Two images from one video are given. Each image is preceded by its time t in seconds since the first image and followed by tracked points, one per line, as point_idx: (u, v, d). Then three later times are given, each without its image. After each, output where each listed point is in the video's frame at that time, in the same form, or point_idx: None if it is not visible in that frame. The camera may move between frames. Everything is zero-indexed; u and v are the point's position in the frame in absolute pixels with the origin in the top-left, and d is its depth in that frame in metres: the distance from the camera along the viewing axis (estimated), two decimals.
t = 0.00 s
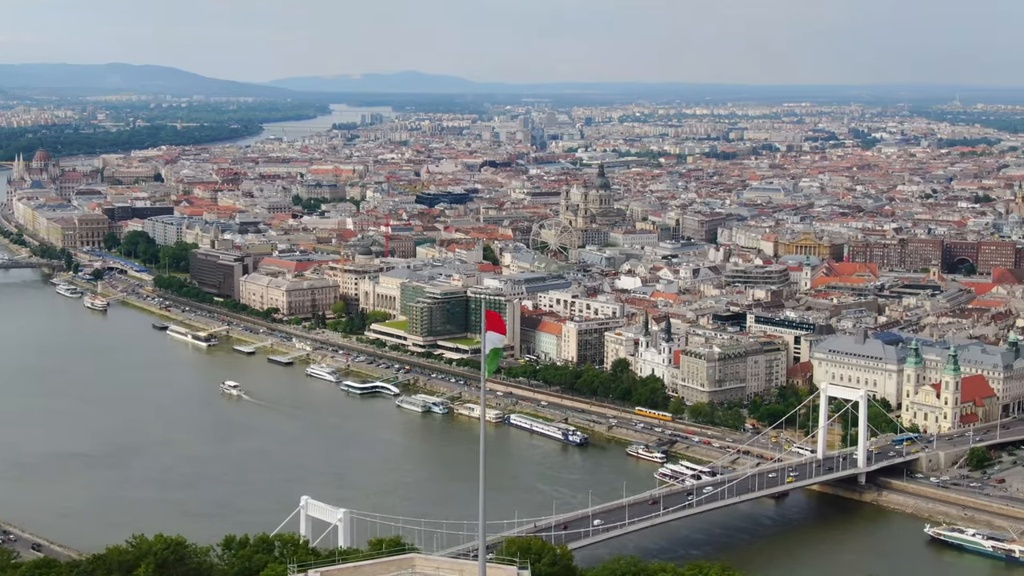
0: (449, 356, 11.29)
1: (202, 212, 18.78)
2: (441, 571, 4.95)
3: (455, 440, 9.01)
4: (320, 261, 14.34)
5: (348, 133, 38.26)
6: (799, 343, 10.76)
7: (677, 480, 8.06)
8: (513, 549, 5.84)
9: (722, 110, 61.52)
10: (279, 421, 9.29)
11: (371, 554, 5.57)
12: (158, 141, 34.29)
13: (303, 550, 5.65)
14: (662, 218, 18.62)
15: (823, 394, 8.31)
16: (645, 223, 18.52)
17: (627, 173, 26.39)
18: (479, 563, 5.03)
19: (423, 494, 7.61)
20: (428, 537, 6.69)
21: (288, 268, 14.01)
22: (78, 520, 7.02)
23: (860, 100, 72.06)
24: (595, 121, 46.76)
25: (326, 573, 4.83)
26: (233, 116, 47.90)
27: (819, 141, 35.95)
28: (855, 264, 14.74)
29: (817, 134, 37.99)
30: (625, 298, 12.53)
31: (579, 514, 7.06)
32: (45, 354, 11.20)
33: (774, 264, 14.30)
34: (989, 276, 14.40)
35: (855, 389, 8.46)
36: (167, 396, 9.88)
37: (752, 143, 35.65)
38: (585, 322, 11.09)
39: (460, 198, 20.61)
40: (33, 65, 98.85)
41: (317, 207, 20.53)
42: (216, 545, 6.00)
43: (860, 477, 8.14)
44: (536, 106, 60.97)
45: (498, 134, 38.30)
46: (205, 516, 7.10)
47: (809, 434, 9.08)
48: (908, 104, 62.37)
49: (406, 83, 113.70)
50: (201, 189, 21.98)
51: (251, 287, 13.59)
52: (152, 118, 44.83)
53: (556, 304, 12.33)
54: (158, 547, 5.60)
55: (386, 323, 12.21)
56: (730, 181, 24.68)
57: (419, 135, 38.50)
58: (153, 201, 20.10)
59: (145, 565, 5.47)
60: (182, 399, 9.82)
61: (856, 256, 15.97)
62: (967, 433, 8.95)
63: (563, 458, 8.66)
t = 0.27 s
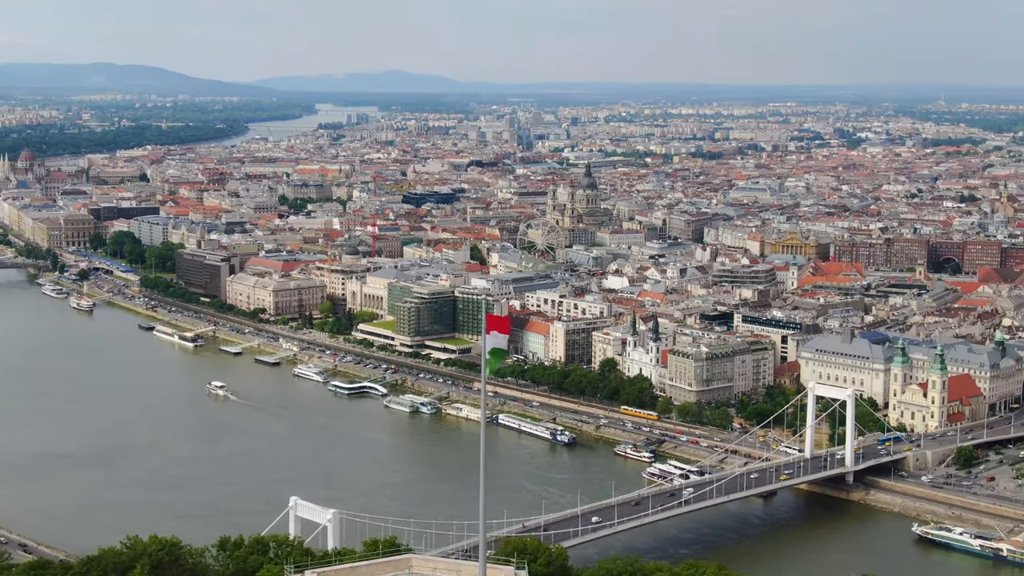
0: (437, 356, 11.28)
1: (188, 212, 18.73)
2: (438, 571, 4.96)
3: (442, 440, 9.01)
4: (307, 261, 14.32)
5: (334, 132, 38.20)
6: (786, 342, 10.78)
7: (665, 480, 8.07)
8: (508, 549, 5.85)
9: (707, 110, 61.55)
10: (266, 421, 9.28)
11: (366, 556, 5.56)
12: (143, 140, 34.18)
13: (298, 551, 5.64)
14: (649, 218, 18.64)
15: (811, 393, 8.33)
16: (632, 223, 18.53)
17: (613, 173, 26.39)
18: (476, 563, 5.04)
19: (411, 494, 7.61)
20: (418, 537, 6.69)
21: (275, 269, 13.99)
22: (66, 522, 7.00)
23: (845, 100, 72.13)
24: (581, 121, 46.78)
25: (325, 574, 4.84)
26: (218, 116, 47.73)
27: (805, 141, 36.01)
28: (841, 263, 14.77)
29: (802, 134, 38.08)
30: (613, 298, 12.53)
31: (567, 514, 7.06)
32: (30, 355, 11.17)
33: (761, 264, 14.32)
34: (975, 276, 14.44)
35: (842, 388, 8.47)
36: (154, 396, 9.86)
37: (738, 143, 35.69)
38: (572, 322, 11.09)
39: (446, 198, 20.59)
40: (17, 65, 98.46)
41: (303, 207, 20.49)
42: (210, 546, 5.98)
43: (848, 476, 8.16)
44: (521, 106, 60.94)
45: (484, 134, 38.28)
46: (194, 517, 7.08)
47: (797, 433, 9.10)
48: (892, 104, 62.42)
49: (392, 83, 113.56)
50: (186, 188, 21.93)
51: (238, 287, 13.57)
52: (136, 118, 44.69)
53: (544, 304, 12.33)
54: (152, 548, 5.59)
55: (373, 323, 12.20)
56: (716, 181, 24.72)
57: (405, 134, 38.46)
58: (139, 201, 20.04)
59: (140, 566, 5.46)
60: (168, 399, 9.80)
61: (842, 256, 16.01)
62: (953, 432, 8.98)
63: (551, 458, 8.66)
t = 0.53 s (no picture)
0: (424, 356, 11.28)
1: (174, 212, 18.68)
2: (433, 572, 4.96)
3: (429, 439, 9.02)
4: (294, 261, 14.30)
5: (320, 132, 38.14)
6: (773, 341, 10.81)
7: (654, 480, 8.08)
8: (503, 548, 5.85)
9: (692, 110, 61.59)
10: (252, 421, 9.27)
11: (363, 556, 5.59)
12: (128, 141, 34.08)
13: (295, 551, 5.65)
14: (636, 218, 18.65)
15: (798, 392, 8.34)
16: (618, 222, 18.54)
17: (599, 173, 26.39)
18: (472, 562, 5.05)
19: (399, 494, 7.62)
20: (407, 537, 6.69)
21: (261, 269, 13.97)
22: (54, 523, 6.98)
23: (830, 100, 72.15)
24: (567, 121, 46.80)
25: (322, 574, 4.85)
26: (202, 116, 47.57)
27: (790, 140, 36.08)
28: (828, 263, 14.79)
29: (787, 134, 38.17)
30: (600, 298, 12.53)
31: (556, 514, 7.06)
32: (15, 355, 11.14)
33: (748, 264, 14.34)
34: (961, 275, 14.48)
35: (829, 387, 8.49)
36: (139, 397, 9.84)
37: (724, 143, 35.71)
38: (560, 322, 11.10)
39: (433, 198, 20.58)
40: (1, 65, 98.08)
41: (289, 207, 20.47)
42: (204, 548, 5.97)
43: (835, 475, 8.18)
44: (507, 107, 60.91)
45: (470, 134, 38.27)
46: (183, 518, 7.07)
47: (785, 432, 9.12)
48: (876, 104, 62.30)
49: (377, 83, 113.44)
50: (172, 188, 21.88)
51: (224, 287, 13.54)
52: (121, 117, 44.56)
53: (531, 304, 12.34)
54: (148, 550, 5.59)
55: (360, 323, 12.19)
56: (702, 181, 24.75)
57: (391, 134, 38.42)
58: (124, 201, 19.99)
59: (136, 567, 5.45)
60: (154, 399, 9.78)
61: (828, 255, 16.05)
62: (940, 431, 9.01)
63: (539, 458, 8.66)
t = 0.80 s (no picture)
0: (412, 356, 11.27)
1: (159, 212, 18.63)
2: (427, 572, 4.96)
3: (416, 439, 9.02)
4: (280, 261, 14.27)
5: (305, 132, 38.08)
6: (760, 341, 10.83)
7: (642, 479, 8.09)
8: (499, 548, 5.85)
9: (678, 110, 61.66)
10: (239, 421, 9.26)
11: (359, 557, 5.59)
12: (113, 141, 34.00)
13: (289, 552, 5.64)
14: (622, 218, 18.67)
15: (786, 392, 8.36)
16: (605, 222, 18.55)
17: (585, 173, 26.39)
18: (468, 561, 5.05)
19: (387, 494, 7.62)
20: (397, 538, 6.69)
21: (248, 269, 13.94)
22: (43, 525, 6.96)
23: (815, 100, 72.22)
24: (553, 121, 46.82)
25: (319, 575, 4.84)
26: (187, 116, 47.45)
27: (775, 140, 36.16)
28: (814, 263, 14.82)
29: (772, 134, 38.26)
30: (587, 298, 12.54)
31: (545, 514, 7.06)
32: None
33: (734, 264, 14.37)
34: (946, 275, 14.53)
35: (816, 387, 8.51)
36: (124, 397, 9.81)
37: (709, 143, 35.73)
38: (548, 322, 11.10)
39: (419, 198, 20.58)
40: None
41: (275, 207, 20.44)
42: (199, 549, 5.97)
43: (822, 474, 8.19)
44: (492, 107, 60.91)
45: (456, 134, 38.27)
46: (173, 518, 7.06)
47: (772, 431, 9.14)
48: (860, 104, 62.47)
49: (362, 83, 113.34)
50: (157, 189, 21.83)
51: (211, 288, 13.51)
52: (106, 117, 44.45)
53: (518, 304, 12.34)
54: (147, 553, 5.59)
55: (347, 324, 12.17)
56: (688, 181, 24.78)
57: (376, 134, 38.38)
58: (110, 202, 19.93)
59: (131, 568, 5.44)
60: (139, 400, 9.75)
61: (814, 255, 16.09)
62: (927, 430, 9.04)
63: (527, 458, 8.66)
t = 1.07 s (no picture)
0: (399, 356, 11.26)
1: (144, 212, 18.58)
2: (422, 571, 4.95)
3: (403, 439, 9.02)
4: (266, 261, 14.24)
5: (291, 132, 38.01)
6: (747, 341, 10.84)
7: (630, 479, 8.09)
8: (494, 549, 5.85)
9: (663, 111, 61.72)
10: (225, 422, 9.24)
11: (355, 557, 5.58)
12: (97, 141, 33.88)
13: (284, 552, 5.63)
14: (609, 218, 18.67)
15: (773, 391, 8.37)
16: (591, 222, 18.55)
17: (571, 172, 26.38)
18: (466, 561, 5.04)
19: (375, 494, 7.62)
20: (385, 538, 6.69)
21: (234, 269, 13.91)
22: (31, 525, 6.93)
23: (799, 101, 72.30)
24: (539, 121, 46.82)
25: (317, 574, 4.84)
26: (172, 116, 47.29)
27: (761, 140, 36.22)
28: (800, 262, 14.84)
29: (758, 134, 38.32)
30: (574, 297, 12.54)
31: (534, 514, 7.06)
32: None
33: (721, 263, 14.38)
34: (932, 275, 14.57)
35: (803, 386, 8.53)
36: (109, 397, 9.78)
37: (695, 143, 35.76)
38: (535, 322, 11.11)
39: (405, 198, 20.55)
40: None
41: (261, 206, 20.39)
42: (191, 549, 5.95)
43: (810, 473, 8.21)
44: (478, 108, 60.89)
45: (442, 134, 38.24)
46: (162, 518, 7.05)
47: (760, 430, 9.15)
48: (845, 105, 62.62)
49: (347, 82, 113.19)
50: (142, 188, 21.77)
51: (197, 288, 13.48)
52: (90, 117, 44.31)
53: (506, 304, 12.33)
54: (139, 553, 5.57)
55: (334, 324, 12.16)
56: (674, 180, 24.80)
57: (362, 134, 38.33)
58: (95, 202, 19.86)
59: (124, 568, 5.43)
60: (125, 400, 9.72)
61: (800, 254, 16.12)
62: (915, 429, 9.06)
63: (515, 458, 8.66)
